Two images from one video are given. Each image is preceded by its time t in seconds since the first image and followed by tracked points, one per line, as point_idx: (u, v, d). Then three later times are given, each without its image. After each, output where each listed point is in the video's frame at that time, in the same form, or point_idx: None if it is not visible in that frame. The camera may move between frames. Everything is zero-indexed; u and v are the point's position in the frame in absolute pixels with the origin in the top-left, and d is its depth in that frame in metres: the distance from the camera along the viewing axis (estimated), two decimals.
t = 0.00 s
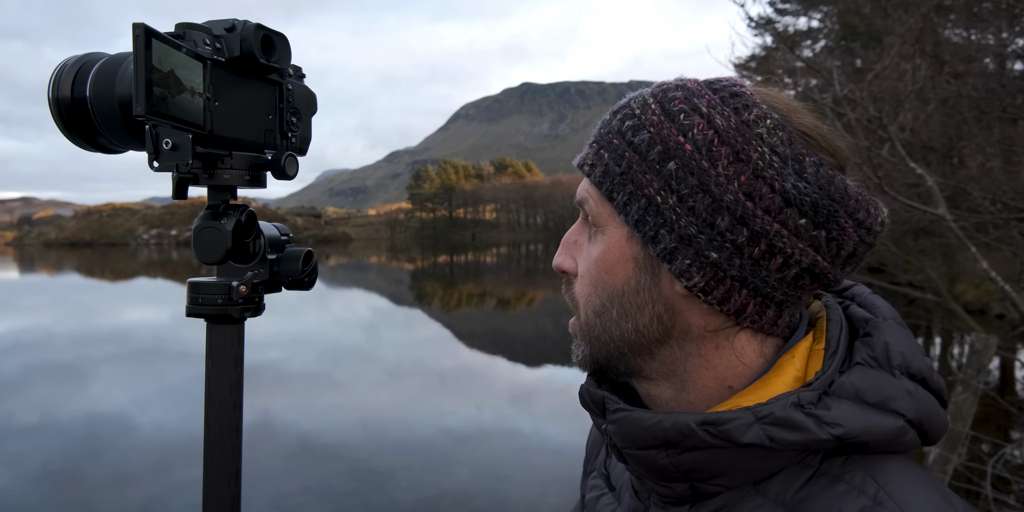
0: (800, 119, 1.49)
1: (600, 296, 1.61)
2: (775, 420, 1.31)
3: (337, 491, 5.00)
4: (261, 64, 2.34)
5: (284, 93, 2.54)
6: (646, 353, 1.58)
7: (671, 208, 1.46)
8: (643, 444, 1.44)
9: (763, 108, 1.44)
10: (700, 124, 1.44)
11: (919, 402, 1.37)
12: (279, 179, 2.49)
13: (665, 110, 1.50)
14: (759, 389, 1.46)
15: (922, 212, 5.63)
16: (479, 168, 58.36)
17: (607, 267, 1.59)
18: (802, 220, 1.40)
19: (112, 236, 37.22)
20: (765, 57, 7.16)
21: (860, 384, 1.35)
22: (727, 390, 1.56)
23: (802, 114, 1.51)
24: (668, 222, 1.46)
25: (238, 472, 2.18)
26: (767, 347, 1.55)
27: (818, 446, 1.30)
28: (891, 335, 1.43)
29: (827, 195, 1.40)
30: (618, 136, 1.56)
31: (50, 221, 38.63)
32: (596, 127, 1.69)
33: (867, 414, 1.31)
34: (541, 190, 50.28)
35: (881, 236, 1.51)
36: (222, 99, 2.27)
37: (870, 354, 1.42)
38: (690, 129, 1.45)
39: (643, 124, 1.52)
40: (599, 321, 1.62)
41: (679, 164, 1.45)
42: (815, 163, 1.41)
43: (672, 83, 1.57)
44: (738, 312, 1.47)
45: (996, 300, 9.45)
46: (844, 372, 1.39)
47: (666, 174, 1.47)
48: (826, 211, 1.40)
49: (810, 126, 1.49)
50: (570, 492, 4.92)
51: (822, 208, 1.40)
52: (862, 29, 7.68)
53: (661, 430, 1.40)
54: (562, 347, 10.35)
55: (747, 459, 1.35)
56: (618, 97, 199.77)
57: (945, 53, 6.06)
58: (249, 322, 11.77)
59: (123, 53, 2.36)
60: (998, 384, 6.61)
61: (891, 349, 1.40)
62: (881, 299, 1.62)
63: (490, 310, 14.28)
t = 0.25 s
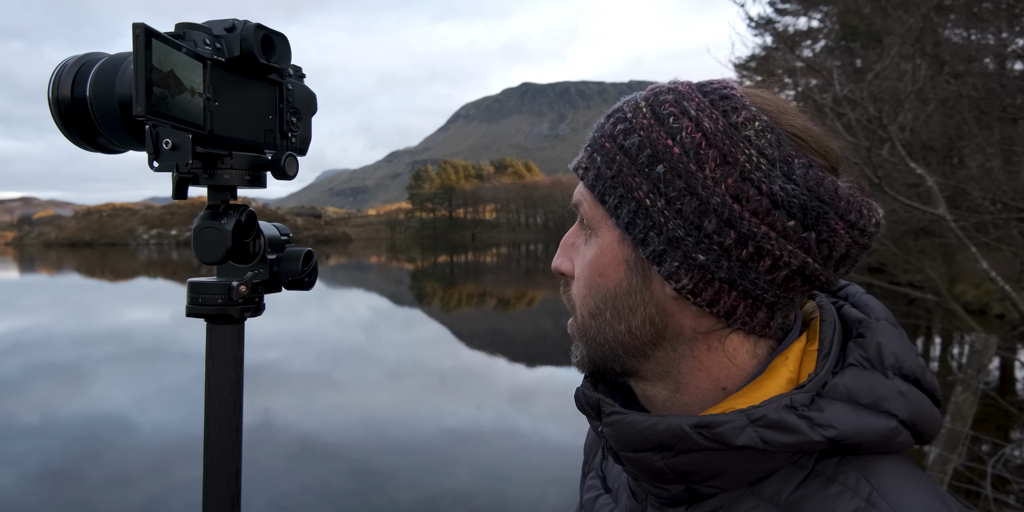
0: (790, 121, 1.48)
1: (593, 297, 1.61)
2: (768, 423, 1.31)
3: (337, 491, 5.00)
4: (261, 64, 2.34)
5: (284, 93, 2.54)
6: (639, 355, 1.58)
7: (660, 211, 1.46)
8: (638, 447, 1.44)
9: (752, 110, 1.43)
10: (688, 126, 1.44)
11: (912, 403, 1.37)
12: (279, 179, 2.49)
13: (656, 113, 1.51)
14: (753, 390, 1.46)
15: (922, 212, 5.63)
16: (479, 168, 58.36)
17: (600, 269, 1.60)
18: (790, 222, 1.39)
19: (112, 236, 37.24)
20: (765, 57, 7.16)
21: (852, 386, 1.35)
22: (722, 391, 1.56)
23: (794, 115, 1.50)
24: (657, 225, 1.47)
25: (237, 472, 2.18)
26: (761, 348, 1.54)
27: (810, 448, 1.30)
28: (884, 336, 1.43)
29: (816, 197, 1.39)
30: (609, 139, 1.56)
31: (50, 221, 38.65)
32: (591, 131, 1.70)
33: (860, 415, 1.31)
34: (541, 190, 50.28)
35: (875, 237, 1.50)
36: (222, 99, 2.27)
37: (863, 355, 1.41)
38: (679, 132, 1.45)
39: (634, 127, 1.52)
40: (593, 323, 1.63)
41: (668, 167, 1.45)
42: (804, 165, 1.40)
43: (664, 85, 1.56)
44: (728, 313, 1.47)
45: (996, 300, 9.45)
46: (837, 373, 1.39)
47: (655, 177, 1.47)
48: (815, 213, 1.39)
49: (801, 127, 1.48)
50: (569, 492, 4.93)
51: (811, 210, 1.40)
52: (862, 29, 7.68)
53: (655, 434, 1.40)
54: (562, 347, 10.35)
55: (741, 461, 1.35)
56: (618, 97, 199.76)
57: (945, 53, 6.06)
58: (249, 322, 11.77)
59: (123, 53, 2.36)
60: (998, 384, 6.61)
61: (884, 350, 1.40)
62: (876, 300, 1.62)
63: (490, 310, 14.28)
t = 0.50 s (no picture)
0: (788, 123, 1.48)
1: (594, 300, 1.61)
2: (768, 424, 1.31)
3: (337, 491, 5.00)
4: (262, 64, 2.34)
5: (284, 93, 2.54)
6: (640, 358, 1.58)
7: (659, 214, 1.46)
8: (639, 450, 1.44)
9: (750, 112, 1.43)
10: (687, 129, 1.44)
11: (912, 403, 1.37)
12: (279, 179, 2.49)
13: (654, 116, 1.51)
14: (753, 391, 1.46)
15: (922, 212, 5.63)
16: (479, 168, 58.35)
17: (599, 272, 1.60)
18: (789, 224, 1.40)
19: (112, 236, 37.24)
20: (764, 57, 7.16)
21: (852, 386, 1.35)
22: (722, 393, 1.56)
23: (793, 118, 1.50)
24: (657, 228, 1.47)
25: (238, 472, 2.18)
26: (761, 350, 1.54)
27: (812, 449, 1.30)
28: (884, 336, 1.43)
29: (815, 200, 1.39)
30: (608, 142, 1.57)
31: (50, 221, 38.69)
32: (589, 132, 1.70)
33: (860, 416, 1.31)
34: (541, 190, 50.29)
35: (875, 239, 1.50)
36: (223, 98, 2.27)
37: (863, 356, 1.41)
38: (677, 135, 1.45)
39: (632, 129, 1.52)
40: (592, 326, 1.62)
41: (667, 170, 1.46)
42: (803, 167, 1.40)
43: (661, 87, 1.57)
44: (728, 316, 1.47)
45: (995, 300, 9.45)
46: (837, 374, 1.39)
47: (654, 180, 1.47)
48: (814, 215, 1.39)
49: (799, 129, 1.48)
50: (569, 491, 4.93)
51: (810, 213, 1.40)
52: (861, 29, 7.69)
53: (655, 436, 1.40)
54: (562, 347, 10.35)
55: (742, 462, 1.35)
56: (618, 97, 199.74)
57: (945, 53, 6.06)
58: (249, 322, 11.77)
59: (123, 53, 2.36)
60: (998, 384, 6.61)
61: (883, 351, 1.40)
62: (875, 300, 1.62)
63: (490, 310, 14.28)
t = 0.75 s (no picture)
0: (798, 124, 1.49)
1: (600, 301, 1.56)
2: (770, 422, 1.31)
3: (337, 491, 5.00)
4: (262, 64, 2.34)
5: (284, 93, 2.54)
6: (650, 359, 1.54)
7: (676, 213, 1.45)
8: (640, 447, 1.44)
9: (764, 114, 1.44)
10: (702, 128, 1.43)
11: (914, 403, 1.37)
12: (279, 179, 2.49)
13: (665, 114, 1.49)
14: (756, 390, 1.47)
15: (922, 212, 5.63)
16: (479, 168, 58.35)
17: (608, 271, 1.54)
18: (805, 224, 1.40)
19: (112, 236, 37.25)
20: (764, 57, 7.16)
21: (854, 385, 1.35)
22: (727, 393, 1.56)
23: (801, 119, 1.51)
24: (673, 228, 1.45)
25: (238, 472, 2.18)
26: (764, 348, 1.55)
27: (813, 447, 1.30)
28: (887, 335, 1.42)
29: (827, 200, 1.41)
30: (618, 139, 1.54)
31: (50, 221, 38.73)
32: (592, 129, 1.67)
33: (862, 415, 1.31)
34: (541, 190, 50.28)
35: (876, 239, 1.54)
36: (223, 99, 2.27)
37: (865, 355, 1.41)
38: (692, 134, 1.43)
39: (644, 127, 1.50)
40: (599, 327, 1.57)
41: (683, 169, 1.44)
42: (815, 168, 1.42)
43: (671, 86, 1.55)
44: (742, 316, 1.46)
45: (996, 300, 9.45)
46: (839, 373, 1.38)
47: (670, 179, 1.45)
48: (828, 215, 1.41)
49: (807, 130, 1.50)
50: (569, 491, 4.93)
51: (823, 213, 1.41)
52: (861, 29, 7.69)
53: (657, 434, 1.40)
54: (562, 347, 10.35)
55: (743, 460, 1.35)
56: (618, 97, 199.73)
57: (945, 53, 6.06)
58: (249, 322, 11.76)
59: (123, 53, 2.36)
60: (998, 384, 6.61)
61: (886, 350, 1.39)
62: (879, 300, 1.61)
63: (490, 310, 14.28)
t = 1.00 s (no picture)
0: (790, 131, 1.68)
1: (676, 297, 1.44)
2: (773, 416, 1.30)
3: (337, 491, 5.00)
4: (261, 64, 2.34)
5: (284, 93, 2.54)
6: (712, 356, 1.49)
7: (772, 203, 1.43)
8: (641, 442, 1.44)
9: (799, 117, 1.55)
10: (783, 123, 1.46)
11: (915, 399, 1.36)
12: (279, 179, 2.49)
13: (739, 104, 1.46)
14: (758, 385, 1.47)
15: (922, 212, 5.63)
16: (479, 168, 58.35)
17: (694, 263, 1.44)
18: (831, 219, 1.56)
19: (112, 236, 37.26)
20: (764, 57, 7.16)
21: (856, 380, 1.33)
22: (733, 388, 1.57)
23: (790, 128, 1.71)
24: (770, 218, 1.43)
25: (238, 472, 2.18)
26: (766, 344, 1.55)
27: (815, 441, 1.29)
28: (886, 330, 1.41)
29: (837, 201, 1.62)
30: (700, 123, 1.45)
31: (50, 221, 38.78)
32: (634, 109, 1.52)
33: (864, 409, 1.30)
34: (541, 190, 50.29)
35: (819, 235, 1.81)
36: (222, 99, 2.27)
37: (866, 350, 1.39)
38: (776, 127, 1.44)
39: (726, 114, 1.45)
40: (675, 324, 1.44)
41: (775, 160, 1.43)
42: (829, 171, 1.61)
43: (715, 79, 1.53)
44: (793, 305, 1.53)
45: (996, 300, 9.46)
46: (840, 368, 1.37)
47: (766, 169, 1.43)
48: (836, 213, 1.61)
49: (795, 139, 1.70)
50: (569, 492, 4.93)
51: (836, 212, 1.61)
52: (861, 29, 7.69)
53: (660, 427, 1.40)
54: (562, 347, 10.35)
55: (745, 455, 1.35)
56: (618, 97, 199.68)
57: (945, 53, 6.06)
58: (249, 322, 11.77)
59: (123, 53, 2.36)
60: (998, 384, 6.61)
61: (887, 345, 1.38)
62: (879, 299, 1.55)
63: (490, 310, 14.28)
